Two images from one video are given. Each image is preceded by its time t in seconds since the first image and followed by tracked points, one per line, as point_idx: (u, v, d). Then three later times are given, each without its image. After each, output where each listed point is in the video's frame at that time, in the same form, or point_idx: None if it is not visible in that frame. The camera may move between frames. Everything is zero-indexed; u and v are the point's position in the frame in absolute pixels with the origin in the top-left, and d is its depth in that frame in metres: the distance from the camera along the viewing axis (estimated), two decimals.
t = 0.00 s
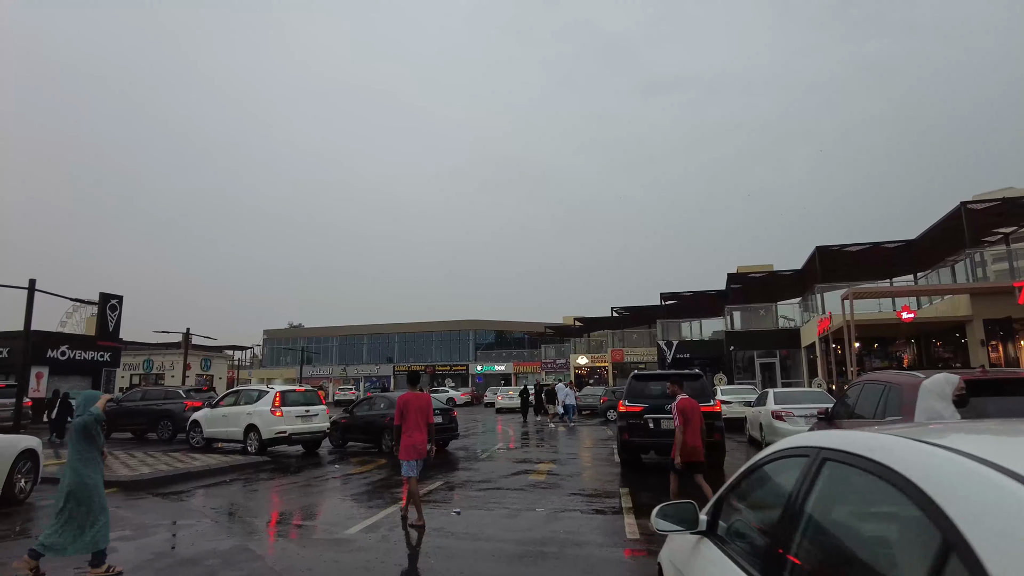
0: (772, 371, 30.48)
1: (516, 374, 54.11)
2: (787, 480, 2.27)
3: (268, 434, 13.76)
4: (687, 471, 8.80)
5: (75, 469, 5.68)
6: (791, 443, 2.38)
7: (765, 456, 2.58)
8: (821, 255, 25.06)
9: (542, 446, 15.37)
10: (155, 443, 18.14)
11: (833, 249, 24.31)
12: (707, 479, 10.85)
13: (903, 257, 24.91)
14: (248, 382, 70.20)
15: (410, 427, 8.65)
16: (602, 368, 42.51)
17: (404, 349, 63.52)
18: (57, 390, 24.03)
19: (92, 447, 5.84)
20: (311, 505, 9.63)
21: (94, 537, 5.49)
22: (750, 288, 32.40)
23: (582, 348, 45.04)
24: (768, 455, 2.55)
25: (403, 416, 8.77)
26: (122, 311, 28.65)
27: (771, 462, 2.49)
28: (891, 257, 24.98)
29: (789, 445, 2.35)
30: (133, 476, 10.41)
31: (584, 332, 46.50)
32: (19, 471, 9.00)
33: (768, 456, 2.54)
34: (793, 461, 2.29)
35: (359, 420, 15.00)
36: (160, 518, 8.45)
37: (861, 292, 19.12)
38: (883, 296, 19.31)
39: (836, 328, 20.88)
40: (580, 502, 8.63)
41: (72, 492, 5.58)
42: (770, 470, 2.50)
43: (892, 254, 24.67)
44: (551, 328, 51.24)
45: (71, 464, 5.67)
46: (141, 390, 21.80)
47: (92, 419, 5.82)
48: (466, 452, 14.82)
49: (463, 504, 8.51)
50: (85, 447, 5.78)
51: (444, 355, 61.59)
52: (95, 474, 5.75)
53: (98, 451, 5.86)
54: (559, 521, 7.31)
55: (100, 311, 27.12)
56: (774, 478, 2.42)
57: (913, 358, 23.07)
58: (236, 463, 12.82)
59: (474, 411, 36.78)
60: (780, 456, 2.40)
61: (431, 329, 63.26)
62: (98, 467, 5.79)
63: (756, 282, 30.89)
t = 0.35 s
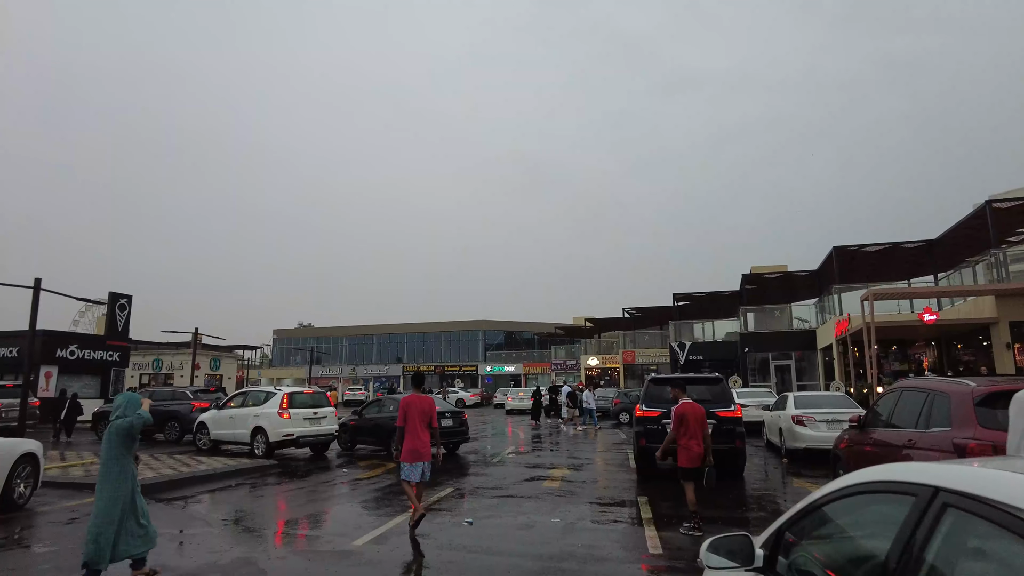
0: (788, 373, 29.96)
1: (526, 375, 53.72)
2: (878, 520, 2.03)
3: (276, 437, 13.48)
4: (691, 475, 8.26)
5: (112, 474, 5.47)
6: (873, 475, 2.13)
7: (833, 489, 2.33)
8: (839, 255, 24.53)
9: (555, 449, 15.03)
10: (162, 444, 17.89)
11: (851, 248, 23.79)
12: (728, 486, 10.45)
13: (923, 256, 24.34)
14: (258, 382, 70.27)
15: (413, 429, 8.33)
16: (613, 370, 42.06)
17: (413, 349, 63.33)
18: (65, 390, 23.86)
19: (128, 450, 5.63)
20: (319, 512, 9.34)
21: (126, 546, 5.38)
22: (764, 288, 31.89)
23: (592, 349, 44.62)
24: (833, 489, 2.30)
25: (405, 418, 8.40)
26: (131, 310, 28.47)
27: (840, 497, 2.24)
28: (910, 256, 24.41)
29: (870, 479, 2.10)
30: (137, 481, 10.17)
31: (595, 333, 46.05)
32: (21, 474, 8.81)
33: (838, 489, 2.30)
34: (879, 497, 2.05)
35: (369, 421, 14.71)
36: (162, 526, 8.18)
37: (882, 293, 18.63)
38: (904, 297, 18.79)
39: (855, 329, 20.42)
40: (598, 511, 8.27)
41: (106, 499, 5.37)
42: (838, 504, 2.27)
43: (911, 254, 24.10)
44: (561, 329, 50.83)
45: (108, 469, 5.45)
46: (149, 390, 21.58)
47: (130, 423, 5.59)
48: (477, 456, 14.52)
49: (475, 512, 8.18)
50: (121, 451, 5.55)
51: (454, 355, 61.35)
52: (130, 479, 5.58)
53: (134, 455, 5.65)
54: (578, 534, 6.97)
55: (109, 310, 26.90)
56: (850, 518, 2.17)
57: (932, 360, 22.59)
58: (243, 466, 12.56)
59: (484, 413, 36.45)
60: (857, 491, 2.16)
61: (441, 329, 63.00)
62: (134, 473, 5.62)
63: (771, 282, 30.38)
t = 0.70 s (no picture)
0: (806, 373, 29.40)
1: (538, 376, 53.42)
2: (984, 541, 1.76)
3: (285, 438, 13.23)
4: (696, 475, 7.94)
5: (151, 474, 5.26)
6: (947, 487, 1.88)
7: (878, 510, 2.09)
8: (858, 251, 23.97)
9: (569, 451, 14.68)
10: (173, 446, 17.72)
11: (870, 244, 23.24)
12: (750, 489, 10.06)
13: (945, 252, 23.72)
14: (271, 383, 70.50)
15: (419, 429, 8.07)
16: (627, 370, 41.61)
17: (425, 350, 63.27)
18: (77, 391, 23.80)
19: (167, 449, 5.37)
20: (326, 515, 9.04)
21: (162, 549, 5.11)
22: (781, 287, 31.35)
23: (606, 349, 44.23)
24: (891, 506, 2.04)
25: (410, 418, 8.10)
26: (142, 311, 28.40)
27: (900, 515, 1.98)
28: (931, 252, 23.80)
29: (950, 494, 1.85)
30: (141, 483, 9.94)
31: (608, 333, 45.62)
32: (21, 476, 8.62)
33: (886, 510, 2.06)
34: (975, 513, 1.77)
35: (380, 422, 14.45)
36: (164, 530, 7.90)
37: (904, 290, 18.11)
38: (928, 294, 18.24)
39: (876, 327, 19.89)
40: (615, 515, 7.93)
41: (144, 498, 5.18)
42: (898, 522, 1.99)
43: (933, 250, 23.49)
44: (574, 329, 50.48)
45: (146, 468, 5.24)
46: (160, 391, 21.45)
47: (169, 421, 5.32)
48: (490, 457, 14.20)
49: (486, 515, 7.85)
50: (157, 451, 5.29)
51: (465, 356, 61.18)
52: (169, 480, 5.29)
53: (174, 454, 5.38)
54: (594, 539, 6.64)
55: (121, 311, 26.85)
56: (913, 540, 1.93)
57: (956, 360, 22.01)
58: (251, 467, 12.31)
59: (497, 413, 36.14)
60: (918, 511, 1.93)
61: (453, 329, 62.84)
62: (174, 473, 5.33)
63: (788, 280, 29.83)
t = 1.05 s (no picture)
0: (869, 373, 28.16)
1: (588, 376, 52.87)
2: None
3: (338, 439, 13.24)
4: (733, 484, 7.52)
5: (243, 477, 5.09)
6: None
7: None
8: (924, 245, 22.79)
9: (623, 455, 14.30)
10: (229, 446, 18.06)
11: (939, 238, 22.06)
12: (819, 497, 9.52)
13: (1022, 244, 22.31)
14: (324, 383, 71.86)
15: (460, 430, 7.85)
16: (679, 370, 40.76)
17: (473, 351, 63.44)
18: (138, 392, 24.57)
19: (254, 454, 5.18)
20: (379, 519, 8.92)
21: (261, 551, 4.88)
22: (841, 283, 30.14)
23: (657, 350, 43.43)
24: None
25: (450, 417, 7.90)
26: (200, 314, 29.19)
27: None
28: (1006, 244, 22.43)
29: None
30: (198, 484, 10.03)
31: (659, 333, 44.79)
32: (85, 475, 8.79)
33: None
34: None
35: (431, 424, 14.34)
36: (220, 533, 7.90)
37: (979, 286, 17.07)
38: (1005, 289, 17.14)
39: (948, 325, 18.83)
40: (677, 524, 7.55)
41: (238, 501, 5.01)
42: None
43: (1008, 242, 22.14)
44: (624, 329, 49.77)
45: (237, 472, 5.07)
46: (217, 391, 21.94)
47: (253, 423, 5.14)
48: (542, 460, 13.92)
49: (543, 523, 7.59)
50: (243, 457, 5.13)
51: (514, 356, 61.08)
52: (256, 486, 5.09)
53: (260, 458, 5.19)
54: (657, 550, 6.29)
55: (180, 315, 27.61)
56: None
57: None
58: (305, 469, 12.34)
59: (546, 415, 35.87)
60: None
61: (501, 329, 62.79)
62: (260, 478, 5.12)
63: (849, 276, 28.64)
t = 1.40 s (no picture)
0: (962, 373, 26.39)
1: (654, 377, 51.83)
2: None
3: (408, 437, 13.24)
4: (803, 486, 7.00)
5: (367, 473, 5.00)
6: None
7: None
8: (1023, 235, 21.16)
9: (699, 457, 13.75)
10: (302, 443, 18.40)
11: None
12: (922, 504, 8.79)
13: None
14: (389, 383, 73.14)
15: (529, 426, 7.56)
16: (751, 371, 39.44)
17: (536, 350, 63.24)
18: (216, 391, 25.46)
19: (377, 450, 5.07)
20: (453, 518, 8.78)
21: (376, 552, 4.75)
22: (927, 277, 28.38)
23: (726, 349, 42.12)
24: None
25: (518, 414, 7.73)
26: (273, 315, 30.07)
27: None
28: None
29: None
30: (274, 479, 10.14)
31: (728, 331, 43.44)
32: (169, 469, 9.00)
33: None
34: None
35: (500, 422, 14.16)
36: (298, 530, 7.89)
37: None
38: None
39: None
40: (769, 531, 7.06)
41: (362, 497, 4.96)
42: None
43: None
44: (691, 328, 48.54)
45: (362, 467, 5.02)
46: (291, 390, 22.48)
47: (375, 418, 5.02)
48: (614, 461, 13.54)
49: (624, 526, 7.25)
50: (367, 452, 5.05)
51: (577, 356, 60.52)
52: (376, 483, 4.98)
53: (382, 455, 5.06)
54: (750, 559, 5.86)
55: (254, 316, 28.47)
56: None
57: None
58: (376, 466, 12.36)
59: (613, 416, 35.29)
60: None
61: (564, 329, 62.33)
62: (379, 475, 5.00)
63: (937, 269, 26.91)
